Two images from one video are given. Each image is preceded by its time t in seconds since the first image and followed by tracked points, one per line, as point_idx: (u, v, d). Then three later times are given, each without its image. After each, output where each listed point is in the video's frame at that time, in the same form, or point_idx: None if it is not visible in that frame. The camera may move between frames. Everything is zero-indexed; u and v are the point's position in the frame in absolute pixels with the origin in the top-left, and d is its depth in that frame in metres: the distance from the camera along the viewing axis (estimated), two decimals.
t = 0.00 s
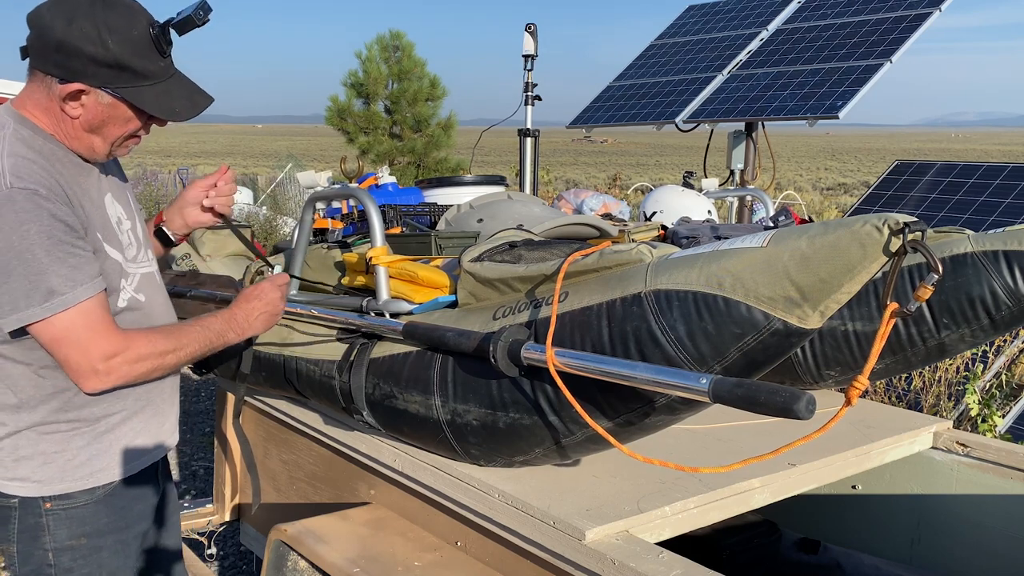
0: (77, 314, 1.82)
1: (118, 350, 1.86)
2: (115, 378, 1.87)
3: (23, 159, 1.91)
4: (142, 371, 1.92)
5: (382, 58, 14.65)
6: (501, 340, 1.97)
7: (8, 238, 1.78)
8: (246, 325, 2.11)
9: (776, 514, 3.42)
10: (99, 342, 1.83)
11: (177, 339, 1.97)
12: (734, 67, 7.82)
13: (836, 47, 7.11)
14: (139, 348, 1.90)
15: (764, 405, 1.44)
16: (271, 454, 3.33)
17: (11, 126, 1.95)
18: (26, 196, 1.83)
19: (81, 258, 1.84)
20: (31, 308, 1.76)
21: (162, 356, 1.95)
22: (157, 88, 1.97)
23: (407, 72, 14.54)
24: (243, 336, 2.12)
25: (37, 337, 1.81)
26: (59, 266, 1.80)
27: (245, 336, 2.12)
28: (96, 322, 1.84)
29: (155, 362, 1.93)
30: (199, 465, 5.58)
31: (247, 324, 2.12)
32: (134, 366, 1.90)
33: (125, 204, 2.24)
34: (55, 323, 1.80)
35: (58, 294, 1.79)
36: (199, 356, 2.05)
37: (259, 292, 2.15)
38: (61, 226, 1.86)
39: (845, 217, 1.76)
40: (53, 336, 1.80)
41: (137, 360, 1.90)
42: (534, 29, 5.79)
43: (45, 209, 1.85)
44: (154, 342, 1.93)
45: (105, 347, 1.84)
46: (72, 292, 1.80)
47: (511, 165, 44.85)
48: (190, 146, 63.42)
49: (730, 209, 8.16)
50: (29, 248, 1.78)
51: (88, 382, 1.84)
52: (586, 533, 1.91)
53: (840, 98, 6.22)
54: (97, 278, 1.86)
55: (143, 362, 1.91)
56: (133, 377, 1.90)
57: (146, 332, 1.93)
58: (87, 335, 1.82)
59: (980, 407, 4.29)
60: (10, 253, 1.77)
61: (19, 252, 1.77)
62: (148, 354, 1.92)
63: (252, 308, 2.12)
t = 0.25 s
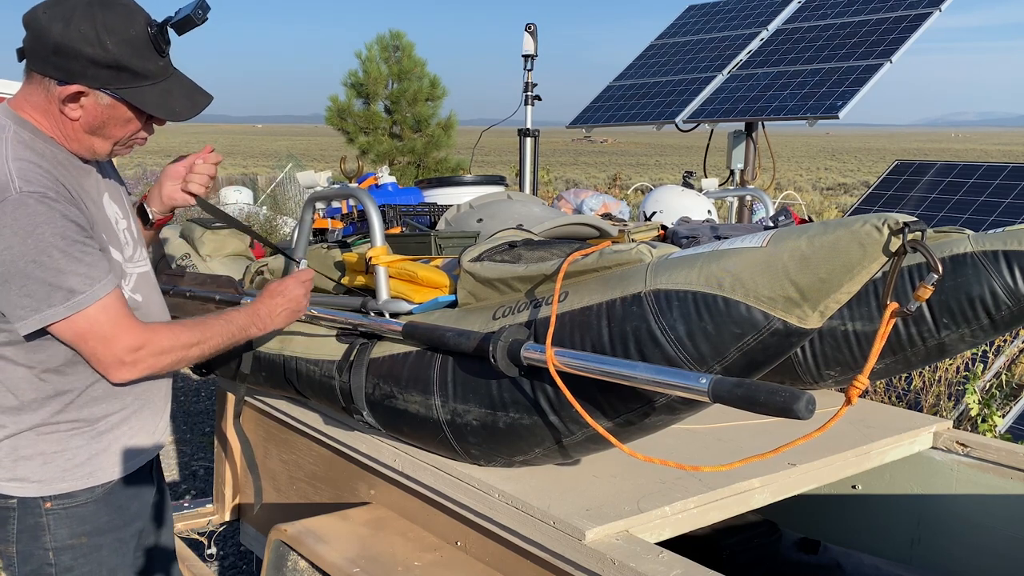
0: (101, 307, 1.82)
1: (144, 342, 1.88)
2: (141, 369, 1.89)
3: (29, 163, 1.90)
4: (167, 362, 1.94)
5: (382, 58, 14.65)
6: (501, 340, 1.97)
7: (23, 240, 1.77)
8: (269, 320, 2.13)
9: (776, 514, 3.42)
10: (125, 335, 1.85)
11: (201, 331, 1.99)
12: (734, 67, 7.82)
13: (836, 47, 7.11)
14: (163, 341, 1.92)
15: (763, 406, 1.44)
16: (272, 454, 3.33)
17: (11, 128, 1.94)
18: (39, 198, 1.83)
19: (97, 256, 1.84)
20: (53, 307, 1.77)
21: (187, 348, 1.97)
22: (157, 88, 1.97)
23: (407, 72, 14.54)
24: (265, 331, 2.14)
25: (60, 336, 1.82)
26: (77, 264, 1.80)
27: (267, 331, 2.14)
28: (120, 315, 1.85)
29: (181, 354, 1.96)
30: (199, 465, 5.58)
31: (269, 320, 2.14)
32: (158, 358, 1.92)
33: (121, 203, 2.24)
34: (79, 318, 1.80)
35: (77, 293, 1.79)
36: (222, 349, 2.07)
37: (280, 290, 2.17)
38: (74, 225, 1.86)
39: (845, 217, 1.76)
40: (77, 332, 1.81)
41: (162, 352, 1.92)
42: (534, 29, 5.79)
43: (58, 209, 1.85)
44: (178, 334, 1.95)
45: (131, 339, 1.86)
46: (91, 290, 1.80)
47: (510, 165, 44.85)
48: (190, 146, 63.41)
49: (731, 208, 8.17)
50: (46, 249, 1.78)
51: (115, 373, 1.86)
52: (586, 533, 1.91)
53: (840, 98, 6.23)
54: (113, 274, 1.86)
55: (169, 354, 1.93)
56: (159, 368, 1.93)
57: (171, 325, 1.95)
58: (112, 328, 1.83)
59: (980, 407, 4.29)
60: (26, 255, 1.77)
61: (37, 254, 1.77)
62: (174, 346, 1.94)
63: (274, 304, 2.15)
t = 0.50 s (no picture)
0: (137, 298, 1.95)
1: (177, 331, 2.01)
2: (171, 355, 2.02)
3: (43, 168, 1.93)
4: (196, 352, 2.07)
5: (382, 58, 14.65)
6: (502, 339, 1.97)
7: (49, 244, 1.84)
8: (304, 330, 2.25)
9: (776, 514, 3.42)
10: (161, 323, 1.99)
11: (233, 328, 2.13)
12: (734, 67, 7.82)
13: (836, 47, 7.11)
14: (197, 330, 2.06)
15: (765, 405, 1.44)
16: (272, 454, 3.33)
17: (13, 133, 1.94)
18: (60, 200, 1.89)
19: (116, 250, 1.93)
20: (86, 304, 1.88)
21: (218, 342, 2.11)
22: (150, 87, 1.96)
23: (407, 72, 14.54)
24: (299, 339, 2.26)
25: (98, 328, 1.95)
26: (102, 260, 1.90)
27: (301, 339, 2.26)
28: (156, 308, 1.98)
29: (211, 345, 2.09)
30: (199, 465, 5.58)
31: (305, 331, 2.26)
32: (190, 346, 2.06)
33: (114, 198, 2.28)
34: (115, 310, 1.92)
35: (106, 288, 1.90)
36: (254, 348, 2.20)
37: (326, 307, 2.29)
38: (93, 224, 1.92)
39: (845, 216, 1.76)
40: (113, 323, 1.93)
41: (193, 341, 2.05)
42: (534, 29, 5.79)
43: (77, 208, 1.91)
44: (210, 324, 2.10)
45: (165, 328, 1.99)
46: (118, 284, 1.91)
47: (510, 165, 44.84)
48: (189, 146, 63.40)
49: (731, 208, 8.17)
50: (72, 250, 1.86)
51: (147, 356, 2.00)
52: (586, 533, 1.91)
53: (840, 98, 6.23)
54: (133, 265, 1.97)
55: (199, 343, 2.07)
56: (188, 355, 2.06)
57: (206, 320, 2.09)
58: (148, 316, 1.96)
59: (980, 407, 4.29)
60: (54, 258, 1.84)
61: (63, 255, 1.85)
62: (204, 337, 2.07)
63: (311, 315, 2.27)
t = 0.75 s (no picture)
0: (140, 306, 1.97)
1: (176, 338, 2.03)
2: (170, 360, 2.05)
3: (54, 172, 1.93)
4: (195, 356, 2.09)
5: (382, 58, 14.64)
6: (501, 338, 1.98)
7: (61, 251, 1.86)
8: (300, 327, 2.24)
9: (776, 514, 3.42)
10: (160, 330, 2.00)
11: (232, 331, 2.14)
12: (734, 67, 7.82)
13: (836, 47, 7.11)
14: (197, 334, 2.08)
15: (762, 401, 1.44)
16: (272, 454, 3.33)
17: (22, 137, 1.93)
18: (72, 205, 1.90)
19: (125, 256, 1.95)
20: (95, 311, 1.90)
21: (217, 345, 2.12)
22: (151, 88, 1.97)
23: (407, 72, 14.54)
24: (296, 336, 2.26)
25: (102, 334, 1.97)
26: (112, 266, 1.91)
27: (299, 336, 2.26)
28: (156, 315, 1.99)
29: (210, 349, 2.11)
30: (199, 465, 5.58)
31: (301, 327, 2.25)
32: (189, 350, 2.07)
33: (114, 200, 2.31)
34: (118, 319, 1.94)
35: (115, 294, 1.91)
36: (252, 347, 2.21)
37: (320, 299, 2.30)
38: (104, 231, 1.94)
39: (843, 215, 1.75)
40: (115, 331, 1.95)
41: (191, 346, 2.07)
42: (533, 29, 5.79)
43: (87, 214, 1.92)
44: (210, 329, 2.11)
45: (165, 335, 2.00)
46: (127, 290, 1.93)
47: (510, 165, 44.85)
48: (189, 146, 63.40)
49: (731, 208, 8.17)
50: (83, 257, 1.87)
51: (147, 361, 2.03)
52: (586, 533, 1.91)
53: (840, 98, 6.23)
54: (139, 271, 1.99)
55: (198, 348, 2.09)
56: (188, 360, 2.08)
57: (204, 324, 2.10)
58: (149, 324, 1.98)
59: (980, 406, 4.29)
60: (66, 265, 1.86)
61: (76, 262, 1.87)
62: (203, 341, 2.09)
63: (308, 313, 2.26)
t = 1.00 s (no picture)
0: (154, 299, 1.99)
1: (188, 332, 2.04)
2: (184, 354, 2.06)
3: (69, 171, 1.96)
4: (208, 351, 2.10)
5: (382, 58, 14.64)
6: (503, 338, 1.98)
7: (75, 248, 1.87)
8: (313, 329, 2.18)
9: (776, 514, 3.42)
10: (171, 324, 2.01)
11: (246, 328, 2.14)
12: (734, 67, 7.82)
13: (836, 47, 7.11)
14: (209, 332, 2.09)
15: (766, 402, 1.44)
16: (272, 454, 3.33)
17: (35, 137, 1.96)
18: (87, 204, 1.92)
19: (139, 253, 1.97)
20: (110, 306, 1.92)
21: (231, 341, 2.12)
22: (156, 91, 1.96)
23: (407, 72, 14.53)
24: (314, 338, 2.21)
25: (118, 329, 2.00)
26: (127, 263, 1.93)
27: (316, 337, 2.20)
28: (168, 308, 2.01)
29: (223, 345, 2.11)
30: (199, 465, 5.58)
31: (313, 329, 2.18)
32: (202, 346, 2.09)
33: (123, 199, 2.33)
34: (133, 311, 1.96)
35: (130, 290, 1.93)
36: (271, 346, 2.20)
37: (333, 307, 2.18)
38: (118, 229, 1.96)
39: (844, 216, 1.76)
40: (129, 325, 1.98)
41: (203, 342, 2.08)
42: (533, 29, 5.79)
43: (102, 212, 1.95)
44: (222, 328, 2.11)
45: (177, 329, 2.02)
46: (140, 286, 1.95)
47: (510, 165, 44.86)
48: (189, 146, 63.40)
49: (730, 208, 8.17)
50: (99, 254, 1.89)
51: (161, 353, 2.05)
52: (586, 533, 1.91)
53: (840, 98, 6.23)
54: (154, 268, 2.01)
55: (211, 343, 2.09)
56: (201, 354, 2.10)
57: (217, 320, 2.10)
58: (163, 316, 2.00)
59: (980, 406, 4.29)
60: (82, 262, 1.88)
61: (91, 259, 1.88)
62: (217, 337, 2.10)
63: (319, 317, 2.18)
